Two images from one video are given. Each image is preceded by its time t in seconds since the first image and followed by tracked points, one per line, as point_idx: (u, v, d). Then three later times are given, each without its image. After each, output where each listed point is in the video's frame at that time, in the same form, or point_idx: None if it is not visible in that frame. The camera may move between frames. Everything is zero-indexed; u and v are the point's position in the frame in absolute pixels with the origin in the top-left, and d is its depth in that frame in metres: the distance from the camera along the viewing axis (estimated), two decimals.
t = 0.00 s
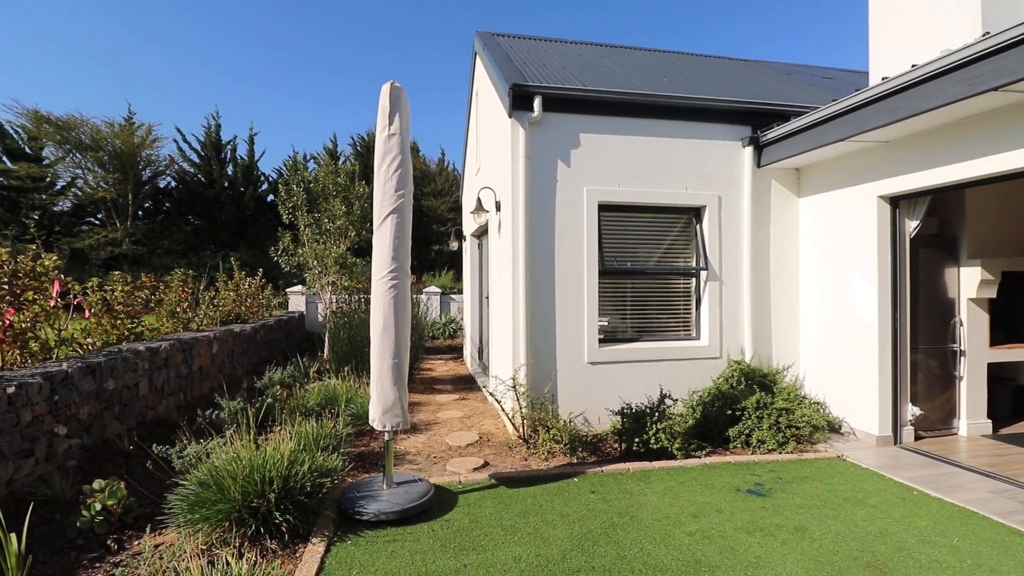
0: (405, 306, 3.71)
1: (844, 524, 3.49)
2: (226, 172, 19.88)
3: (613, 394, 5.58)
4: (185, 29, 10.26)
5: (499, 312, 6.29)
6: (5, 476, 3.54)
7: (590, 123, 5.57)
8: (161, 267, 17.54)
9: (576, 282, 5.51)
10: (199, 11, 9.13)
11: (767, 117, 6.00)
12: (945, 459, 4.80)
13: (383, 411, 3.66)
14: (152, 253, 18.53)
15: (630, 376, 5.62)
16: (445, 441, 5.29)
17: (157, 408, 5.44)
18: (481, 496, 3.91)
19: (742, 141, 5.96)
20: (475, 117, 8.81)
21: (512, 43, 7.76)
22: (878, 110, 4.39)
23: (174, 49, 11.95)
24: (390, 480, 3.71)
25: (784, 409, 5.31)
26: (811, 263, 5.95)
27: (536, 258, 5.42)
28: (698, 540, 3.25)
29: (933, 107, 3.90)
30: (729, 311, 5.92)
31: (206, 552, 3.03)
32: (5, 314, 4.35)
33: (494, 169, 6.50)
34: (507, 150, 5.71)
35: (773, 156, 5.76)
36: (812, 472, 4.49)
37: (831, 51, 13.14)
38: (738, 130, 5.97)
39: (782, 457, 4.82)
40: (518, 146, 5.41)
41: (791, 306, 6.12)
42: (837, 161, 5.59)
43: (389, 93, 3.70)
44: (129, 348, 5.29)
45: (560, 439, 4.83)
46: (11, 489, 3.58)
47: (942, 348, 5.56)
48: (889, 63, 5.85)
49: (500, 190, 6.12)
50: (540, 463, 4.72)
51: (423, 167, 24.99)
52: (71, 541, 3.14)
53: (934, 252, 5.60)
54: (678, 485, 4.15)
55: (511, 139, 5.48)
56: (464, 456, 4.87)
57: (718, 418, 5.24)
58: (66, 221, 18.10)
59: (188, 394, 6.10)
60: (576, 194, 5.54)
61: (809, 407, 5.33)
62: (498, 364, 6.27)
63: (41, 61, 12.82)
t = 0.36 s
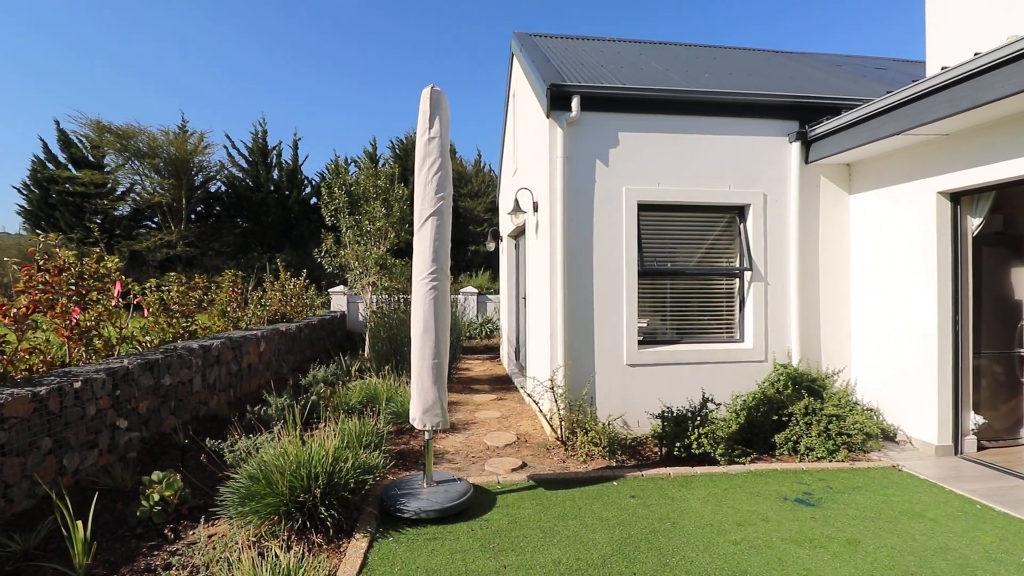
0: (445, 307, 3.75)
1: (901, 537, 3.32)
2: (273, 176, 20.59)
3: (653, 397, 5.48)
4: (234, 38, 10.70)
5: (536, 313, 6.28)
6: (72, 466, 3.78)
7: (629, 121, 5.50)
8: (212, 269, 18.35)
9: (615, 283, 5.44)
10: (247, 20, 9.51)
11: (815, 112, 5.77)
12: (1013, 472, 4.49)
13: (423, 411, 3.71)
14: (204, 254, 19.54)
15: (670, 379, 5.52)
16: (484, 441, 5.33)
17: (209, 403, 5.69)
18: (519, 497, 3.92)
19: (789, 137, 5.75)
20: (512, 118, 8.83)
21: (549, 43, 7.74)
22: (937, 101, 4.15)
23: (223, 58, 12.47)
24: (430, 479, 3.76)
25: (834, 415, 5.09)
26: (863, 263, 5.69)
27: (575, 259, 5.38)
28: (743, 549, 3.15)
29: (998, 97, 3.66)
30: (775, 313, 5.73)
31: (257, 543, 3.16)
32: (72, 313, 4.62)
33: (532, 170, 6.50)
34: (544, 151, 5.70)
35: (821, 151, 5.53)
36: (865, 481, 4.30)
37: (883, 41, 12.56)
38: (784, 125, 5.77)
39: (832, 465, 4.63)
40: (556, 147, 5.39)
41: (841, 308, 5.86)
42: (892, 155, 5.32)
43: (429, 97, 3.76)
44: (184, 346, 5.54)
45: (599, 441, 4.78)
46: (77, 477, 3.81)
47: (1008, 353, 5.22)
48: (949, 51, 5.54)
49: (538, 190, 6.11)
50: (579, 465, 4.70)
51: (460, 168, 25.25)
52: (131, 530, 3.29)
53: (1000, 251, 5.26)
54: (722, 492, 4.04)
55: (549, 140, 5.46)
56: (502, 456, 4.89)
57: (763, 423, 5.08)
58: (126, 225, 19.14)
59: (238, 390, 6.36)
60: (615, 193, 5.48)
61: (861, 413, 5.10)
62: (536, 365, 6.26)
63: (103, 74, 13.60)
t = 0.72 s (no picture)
0: (486, 309, 3.76)
1: (967, 555, 3.12)
2: (317, 180, 21.17)
3: (697, 402, 5.36)
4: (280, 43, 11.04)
5: (576, 314, 6.23)
6: (135, 458, 3.99)
7: (671, 119, 5.39)
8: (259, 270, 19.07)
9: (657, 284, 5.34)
10: (292, 22, 9.80)
11: (870, 105, 5.51)
12: None
13: (465, 411, 3.74)
14: (252, 256, 20.36)
15: (715, 383, 5.37)
16: (523, 442, 5.34)
17: (259, 399, 5.90)
18: (560, 500, 3.90)
19: (841, 132, 5.50)
20: (551, 119, 8.80)
21: (588, 42, 7.67)
22: (1005, 91, 3.89)
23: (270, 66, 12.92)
24: (471, 478, 3.78)
25: (892, 423, 4.84)
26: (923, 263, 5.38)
27: (615, 259, 5.31)
28: (794, 562, 3.04)
29: None
30: (826, 316, 5.50)
31: (307, 537, 3.25)
32: (134, 313, 4.88)
33: (571, 170, 6.46)
34: (584, 151, 5.65)
35: (877, 146, 5.27)
36: (927, 494, 4.06)
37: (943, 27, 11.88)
38: (836, 120, 5.52)
39: (889, 476, 4.42)
40: (596, 147, 5.34)
41: (899, 310, 5.57)
42: (955, 149, 5.02)
43: (471, 100, 3.78)
44: (236, 344, 5.78)
45: (641, 446, 4.71)
46: (139, 468, 4.03)
47: None
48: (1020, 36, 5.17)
49: (577, 191, 6.07)
50: (620, 469, 4.65)
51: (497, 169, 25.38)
52: (188, 520, 3.44)
53: None
54: (771, 501, 3.91)
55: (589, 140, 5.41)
56: (542, 458, 4.88)
57: (814, 430, 4.88)
58: (181, 228, 20.09)
59: (286, 388, 6.58)
60: (657, 193, 5.38)
61: (921, 422, 4.83)
62: (575, 367, 6.22)
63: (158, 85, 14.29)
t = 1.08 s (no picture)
0: (530, 311, 3.75)
1: None
2: (361, 183, 21.82)
3: (746, 407, 5.19)
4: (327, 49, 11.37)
5: (619, 316, 6.14)
6: (196, 452, 4.21)
7: (719, 115, 5.24)
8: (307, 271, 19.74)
9: (704, 285, 5.20)
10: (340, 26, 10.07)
11: (935, 95, 5.20)
12: None
13: (509, 413, 3.74)
14: (301, 257, 21.11)
15: (766, 388, 5.19)
16: (566, 444, 5.31)
17: (309, 396, 6.11)
18: (605, 505, 3.85)
19: (903, 125, 5.21)
20: (593, 118, 8.73)
21: (631, 40, 7.56)
22: None
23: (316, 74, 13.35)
24: (516, 480, 3.79)
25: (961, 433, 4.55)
26: (996, 262, 5.03)
27: (661, 260, 5.21)
28: None
29: None
30: (887, 319, 5.22)
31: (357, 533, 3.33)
32: (195, 313, 5.14)
33: (614, 170, 6.37)
34: (628, 150, 5.57)
35: (943, 139, 4.96)
36: (1001, 510, 3.80)
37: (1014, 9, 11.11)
38: (897, 112, 5.24)
39: (957, 490, 4.16)
40: (641, 146, 5.25)
41: (968, 313, 5.22)
42: None
43: (515, 102, 3.79)
44: (288, 343, 6.00)
45: (688, 451, 4.60)
46: (199, 461, 4.23)
47: None
48: None
49: (621, 191, 5.99)
50: (666, 475, 4.57)
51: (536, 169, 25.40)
52: (246, 512, 3.58)
53: None
54: (828, 512, 3.74)
55: (633, 139, 5.33)
56: (586, 461, 4.85)
57: (874, 440, 4.65)
58: (235, 231, 21.00)
59: (334, 385, 6.79)
60: (704, 192, 5.24)
61: (994, 433, 4.52)
62: (619, 370, 6.13)
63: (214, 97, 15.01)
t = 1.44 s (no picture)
0: (576, 313, 3.72)
1: None
2: (404, 186, 22.35)
3: (801, 413, 4.99)
4: (373, 53, 11.63)
5: (665, 318, 6.02)
6: (254, 446, 4.40)
7: (771, 110, 5.05)
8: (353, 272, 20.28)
9: (755, 286, 5.03)
10: (385, 29, 10.27)
11: (1010, 82, 4.85)
12: None
13: (555, 415, 3.72)
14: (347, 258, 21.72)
15: (823, 394, 4.97)
16: (611, 447, 5.25)
17: (358, 394, 6.28)
18: (653, 510, 3.79)
19: (974, 115, 4.88)
20: (637, 116, 8.59)
21: (677, 35, 7.39)
22: None
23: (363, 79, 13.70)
24: (562, 482, 3.77)
25: None
26: None
27: (710, 260, 5.07)
28: None
29: None
30: (957, 322, 4.90)
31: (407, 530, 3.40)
32: (252, 312, 5.38)
33: (660, 169, 6.25)
34: (675, 148, 5.45)
35: (1020, 129, 4.62)
36: None
37: None
38: (968, 101, 4.91)
39: None
40: (688, 144, 5.13)
41: None
42: None
43: (561, 103, 3.77)
44: (338, 342, 6.19)
45: (739, 458, 4.47)
46: (256, 454, 4.42)
47: None
48: None
49: (667, 190, 5.87)
50: (716, 481, 4.45)
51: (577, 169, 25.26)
52: (301, 505, 3.71)
53: None
54: (891, 526, 3.55)
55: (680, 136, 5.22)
56: (632, 465, 4.78)
57: (942, 450, 4.38)
58: (285, 233, 21.82)
59: (381, 383, 6.95)
60: (756, 189, 5.06)
61: None
62: (665, 372, 6.01)
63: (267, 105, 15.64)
